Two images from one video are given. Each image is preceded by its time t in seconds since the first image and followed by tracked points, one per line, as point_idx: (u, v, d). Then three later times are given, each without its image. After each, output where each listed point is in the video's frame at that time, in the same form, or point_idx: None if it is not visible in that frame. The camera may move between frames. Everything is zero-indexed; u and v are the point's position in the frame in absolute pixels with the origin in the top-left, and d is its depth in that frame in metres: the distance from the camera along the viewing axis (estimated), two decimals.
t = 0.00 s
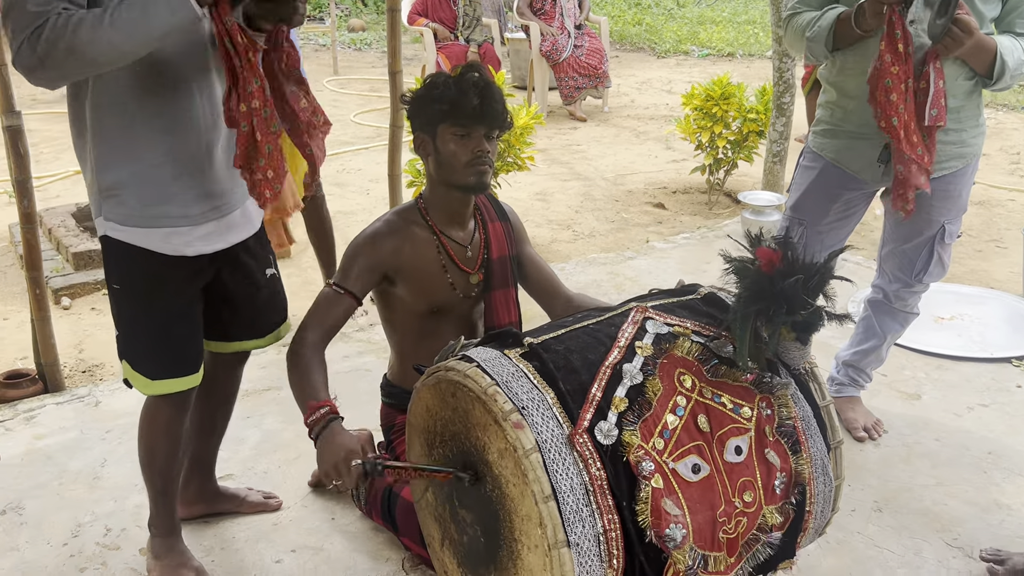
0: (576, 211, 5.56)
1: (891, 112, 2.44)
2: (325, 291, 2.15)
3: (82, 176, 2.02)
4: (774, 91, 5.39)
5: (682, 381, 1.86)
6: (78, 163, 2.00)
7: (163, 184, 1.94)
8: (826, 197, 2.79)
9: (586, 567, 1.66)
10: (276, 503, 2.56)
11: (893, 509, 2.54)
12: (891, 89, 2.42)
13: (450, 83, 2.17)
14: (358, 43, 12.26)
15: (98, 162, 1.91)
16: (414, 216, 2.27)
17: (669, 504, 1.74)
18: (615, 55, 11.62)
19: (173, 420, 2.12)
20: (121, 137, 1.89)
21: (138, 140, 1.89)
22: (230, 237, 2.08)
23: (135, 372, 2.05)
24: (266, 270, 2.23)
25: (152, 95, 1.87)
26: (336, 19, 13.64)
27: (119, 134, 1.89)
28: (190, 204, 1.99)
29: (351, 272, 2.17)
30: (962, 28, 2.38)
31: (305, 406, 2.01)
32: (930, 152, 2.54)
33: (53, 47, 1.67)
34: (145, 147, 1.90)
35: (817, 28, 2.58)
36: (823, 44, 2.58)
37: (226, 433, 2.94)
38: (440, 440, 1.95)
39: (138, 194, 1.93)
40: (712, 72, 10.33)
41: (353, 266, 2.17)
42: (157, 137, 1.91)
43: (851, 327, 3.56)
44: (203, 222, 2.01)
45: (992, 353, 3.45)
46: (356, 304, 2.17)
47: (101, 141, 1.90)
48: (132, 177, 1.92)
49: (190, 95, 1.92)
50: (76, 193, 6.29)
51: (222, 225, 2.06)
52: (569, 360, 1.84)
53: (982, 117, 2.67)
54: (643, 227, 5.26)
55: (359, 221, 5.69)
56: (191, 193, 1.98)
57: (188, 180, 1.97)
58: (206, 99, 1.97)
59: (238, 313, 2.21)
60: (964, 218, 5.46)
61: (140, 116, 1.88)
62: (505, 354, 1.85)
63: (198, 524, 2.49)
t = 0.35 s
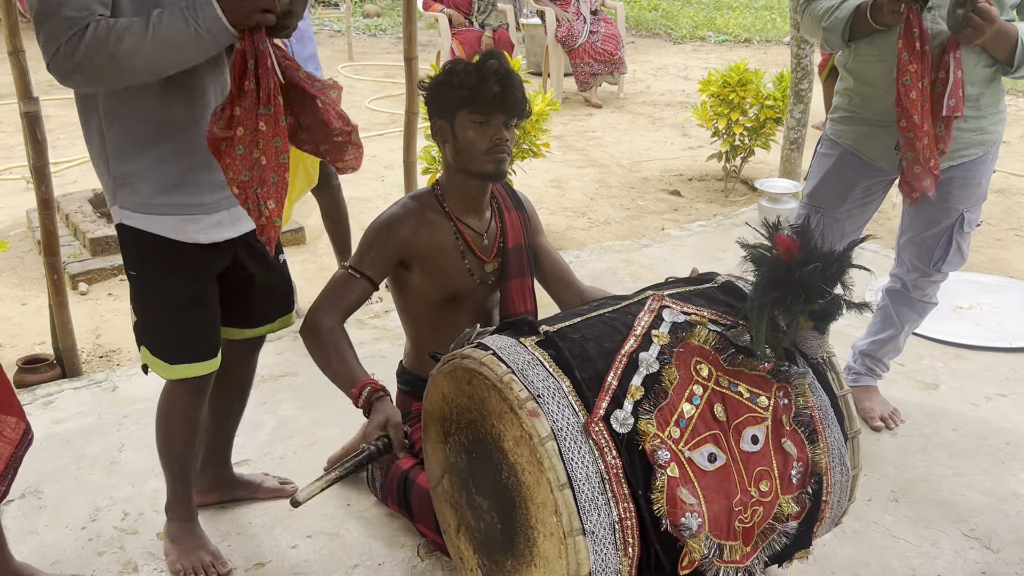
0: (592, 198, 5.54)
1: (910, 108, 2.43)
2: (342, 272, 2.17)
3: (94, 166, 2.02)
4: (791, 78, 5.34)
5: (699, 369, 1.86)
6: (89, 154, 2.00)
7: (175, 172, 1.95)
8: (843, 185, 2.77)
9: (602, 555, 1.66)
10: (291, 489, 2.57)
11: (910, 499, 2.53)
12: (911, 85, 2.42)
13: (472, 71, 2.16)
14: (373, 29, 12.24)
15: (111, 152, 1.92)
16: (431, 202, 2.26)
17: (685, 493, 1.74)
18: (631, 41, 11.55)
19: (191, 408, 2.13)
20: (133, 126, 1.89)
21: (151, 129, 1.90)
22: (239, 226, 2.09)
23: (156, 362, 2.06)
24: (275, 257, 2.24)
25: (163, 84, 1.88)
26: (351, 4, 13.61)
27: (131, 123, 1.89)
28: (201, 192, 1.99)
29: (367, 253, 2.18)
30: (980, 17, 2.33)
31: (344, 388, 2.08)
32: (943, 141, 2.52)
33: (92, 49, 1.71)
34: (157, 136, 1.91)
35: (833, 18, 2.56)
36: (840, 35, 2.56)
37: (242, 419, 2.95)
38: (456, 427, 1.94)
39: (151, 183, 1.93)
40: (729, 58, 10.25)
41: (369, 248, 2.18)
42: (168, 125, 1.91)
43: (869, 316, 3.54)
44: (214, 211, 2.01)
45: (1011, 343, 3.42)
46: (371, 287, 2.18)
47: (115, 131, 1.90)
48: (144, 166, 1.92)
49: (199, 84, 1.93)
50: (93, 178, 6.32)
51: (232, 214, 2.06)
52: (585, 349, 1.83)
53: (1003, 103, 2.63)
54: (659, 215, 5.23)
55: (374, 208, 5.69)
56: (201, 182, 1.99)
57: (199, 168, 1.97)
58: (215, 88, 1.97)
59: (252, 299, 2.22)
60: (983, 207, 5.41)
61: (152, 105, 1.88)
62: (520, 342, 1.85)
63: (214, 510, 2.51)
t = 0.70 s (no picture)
0: (596, 189, 5.53)
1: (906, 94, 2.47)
2: (345, 271, 2.17)
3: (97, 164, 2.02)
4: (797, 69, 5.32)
5: (704, 362, 1.85)
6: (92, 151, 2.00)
7: (178, 164, 1.94)
8: (847, 178, 2.76)
9: (606, 548, 1.66)
10: (296, 480, 2.58)
11: (915, 492, 2.52)
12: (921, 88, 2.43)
13: (474, 62, 2.16)
14: (377, 20, 12.21)
15: (114, 148, 1.92)
16: (432, 196, 2.26)
17: (690, 485, 1.74)
18: (636, 31, 11.50)
19: (196, 399, 2.13)
20: (135, 122, 1.89)
21: (152, 124, 1.90)
22: (244, 217, 2.08)
23: (160, 353, 2.05)
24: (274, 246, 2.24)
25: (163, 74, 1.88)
26: None
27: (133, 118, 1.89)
28: (205, 183, 1.98)
29: (369, 251, 2.17)
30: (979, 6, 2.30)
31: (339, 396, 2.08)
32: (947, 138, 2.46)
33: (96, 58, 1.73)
34: (159, 130, 1.91)
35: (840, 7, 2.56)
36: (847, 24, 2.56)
37: (247, 410, 2.95)
38: (461, 420, 1.94)
39: (154, 176, 1.93)
40: (734, 49, 10.21)
41: (370, 249, 2.18)
42: (170, 119, 1.91)
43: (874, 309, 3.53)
44: (218, 202, 2.01)
45: (1017, 335, 3.41)
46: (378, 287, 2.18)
47: (117, 125, 1.90)
48: (148, 160, 1.92)
49: (200, 77, 1.93)
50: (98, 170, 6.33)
51: (236, 205, 2.06)
52: (590, 341, 1.83)
53: (1008, 95, 2.61)
54: (664, 207, 5.22)
55: (378, 199, 5.69)
56: (205, 173, 1.98)
57: (203, 159, 1.97)
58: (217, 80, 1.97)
59: (255, 291, 2.22)
60: (989, 199, 5.39)
61: (153, 100, 1.88)
62: (526, 335, 1.85)
63: (219, 501, 2.51)
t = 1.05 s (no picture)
0: (593, 184, 5.53)
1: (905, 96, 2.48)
2: (348, 267, 2.15)
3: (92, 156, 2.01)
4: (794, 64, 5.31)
5: (699, 357, 1.85)
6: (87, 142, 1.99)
7: (173, 160, 1.93)
8: (841, 172, 2.75)
9: (601, 543, 1.66)
10: (292, 475, 2.58)
11: (910, 486, 2.53)
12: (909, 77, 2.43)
13: (470, 55, 2.15)
14: (374, 15, 12.19)
15: (109, 141, 1.91)
16: (427, 189, 2.26)
17: (685, 480, 1.74)
18: (633, 26, 11.49)
19: (192, 397, 2.13)
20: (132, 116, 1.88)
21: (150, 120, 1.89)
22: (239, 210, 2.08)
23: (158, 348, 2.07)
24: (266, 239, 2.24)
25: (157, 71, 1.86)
26: None
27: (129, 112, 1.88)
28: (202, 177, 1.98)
29: (369, 246, 2.16)
30: None
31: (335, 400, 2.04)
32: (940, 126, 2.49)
33: (73, 58, 1.73)
34: (155, 124, 1.90)
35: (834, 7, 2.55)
36: (840, 30, 2.57)
37: (243, 406, 2.95)
38: (456, 414, 1.94)
39: (150, 170, 1.93)
40: (732, 44, 10.21)
41: (371, 241, 2.17)
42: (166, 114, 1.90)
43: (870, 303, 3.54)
44: (213, 197, 2.00)
45: (1012, 329, 3.42)
46: (379, 281, 2.17)
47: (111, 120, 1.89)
48: (144, 155, 1.91)
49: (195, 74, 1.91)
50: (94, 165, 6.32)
51: (231, 199, 2.06)
52: (586, 336, 1.83)
53: (1003, 88, 2.60)
54: (661, 201, 5.22)
55: (375, 194, 5.68)
56: (200, 168, 1.97)
57: (199, 155, 1.96)
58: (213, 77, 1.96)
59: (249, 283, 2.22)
60: (985, 193, 5.39)
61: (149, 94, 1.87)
62: (522, 330, 1.85)
63: (215, 495, 2.51)
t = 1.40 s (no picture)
0: (581, 182, 5.53)
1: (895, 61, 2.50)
2: (337, 264, 2.14)
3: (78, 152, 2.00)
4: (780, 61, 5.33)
5: (685, 353, 1.86)
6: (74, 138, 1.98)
7: (160, 152, 1.93)
8: (826, 168, 2.76)
9: (588, 538, 1.67)
10: (279, 473, 2.57)
11: (895, 481, 2.54)
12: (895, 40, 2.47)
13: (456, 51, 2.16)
14: (362, 13, 12.16)
15: (95, 134, 1.90)
16: (414, 184, 2.26)
17: (670, 475, 1.75)
18: (621, 24, 11.51)
19: (176, 391, 2.12)
20: (118, 108, 1.88)
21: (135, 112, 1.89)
22: (227, 206, 2.08)
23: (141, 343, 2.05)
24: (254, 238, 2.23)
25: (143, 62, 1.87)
26: None
27: (114, 104, 1.88)
28: (189, 171, 1.98)
29: (357, 239, 2.15)
30: None
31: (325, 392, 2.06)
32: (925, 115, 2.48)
33: (59, 46, 1.74)
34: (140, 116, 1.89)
35: None
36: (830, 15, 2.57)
37: (231, 404, 2.95)
38: (443, 411, 1.95)
39: (136, 163, 1.91)
40: (720, 42, 10.23)
41: (359, 236, 2.16)
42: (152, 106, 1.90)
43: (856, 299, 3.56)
44: (200, 191, 1.99)
45: (997, 325, 3.44)
46: (369, 276, 2.17)
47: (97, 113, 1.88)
48: (130, 148, 1.90)
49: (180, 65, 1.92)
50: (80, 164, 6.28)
51: (219, 195, 2.05)
52: (572, 333, 1.83)
53: (986, 84, 2.61)
54: (648, 199, 5.23)
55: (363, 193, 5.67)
56: (187, 161, 1.97)
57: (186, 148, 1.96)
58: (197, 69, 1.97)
59: (235, 280, 2.21)
60: (971, 190, 5.42)
61: (133, 85, 1.87)
62: (508, 327, 1.86)
63: (202, 494, 2.51)
